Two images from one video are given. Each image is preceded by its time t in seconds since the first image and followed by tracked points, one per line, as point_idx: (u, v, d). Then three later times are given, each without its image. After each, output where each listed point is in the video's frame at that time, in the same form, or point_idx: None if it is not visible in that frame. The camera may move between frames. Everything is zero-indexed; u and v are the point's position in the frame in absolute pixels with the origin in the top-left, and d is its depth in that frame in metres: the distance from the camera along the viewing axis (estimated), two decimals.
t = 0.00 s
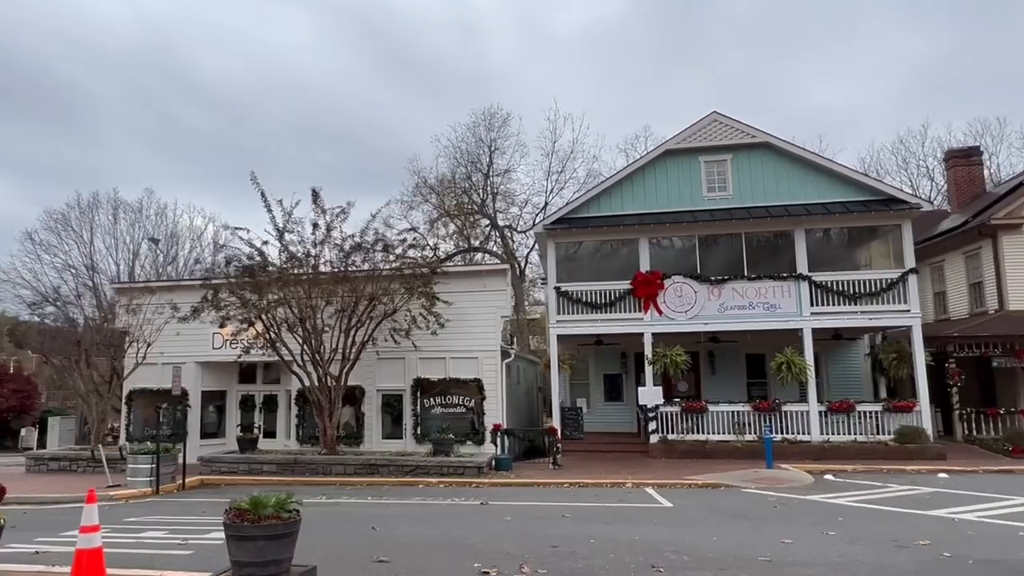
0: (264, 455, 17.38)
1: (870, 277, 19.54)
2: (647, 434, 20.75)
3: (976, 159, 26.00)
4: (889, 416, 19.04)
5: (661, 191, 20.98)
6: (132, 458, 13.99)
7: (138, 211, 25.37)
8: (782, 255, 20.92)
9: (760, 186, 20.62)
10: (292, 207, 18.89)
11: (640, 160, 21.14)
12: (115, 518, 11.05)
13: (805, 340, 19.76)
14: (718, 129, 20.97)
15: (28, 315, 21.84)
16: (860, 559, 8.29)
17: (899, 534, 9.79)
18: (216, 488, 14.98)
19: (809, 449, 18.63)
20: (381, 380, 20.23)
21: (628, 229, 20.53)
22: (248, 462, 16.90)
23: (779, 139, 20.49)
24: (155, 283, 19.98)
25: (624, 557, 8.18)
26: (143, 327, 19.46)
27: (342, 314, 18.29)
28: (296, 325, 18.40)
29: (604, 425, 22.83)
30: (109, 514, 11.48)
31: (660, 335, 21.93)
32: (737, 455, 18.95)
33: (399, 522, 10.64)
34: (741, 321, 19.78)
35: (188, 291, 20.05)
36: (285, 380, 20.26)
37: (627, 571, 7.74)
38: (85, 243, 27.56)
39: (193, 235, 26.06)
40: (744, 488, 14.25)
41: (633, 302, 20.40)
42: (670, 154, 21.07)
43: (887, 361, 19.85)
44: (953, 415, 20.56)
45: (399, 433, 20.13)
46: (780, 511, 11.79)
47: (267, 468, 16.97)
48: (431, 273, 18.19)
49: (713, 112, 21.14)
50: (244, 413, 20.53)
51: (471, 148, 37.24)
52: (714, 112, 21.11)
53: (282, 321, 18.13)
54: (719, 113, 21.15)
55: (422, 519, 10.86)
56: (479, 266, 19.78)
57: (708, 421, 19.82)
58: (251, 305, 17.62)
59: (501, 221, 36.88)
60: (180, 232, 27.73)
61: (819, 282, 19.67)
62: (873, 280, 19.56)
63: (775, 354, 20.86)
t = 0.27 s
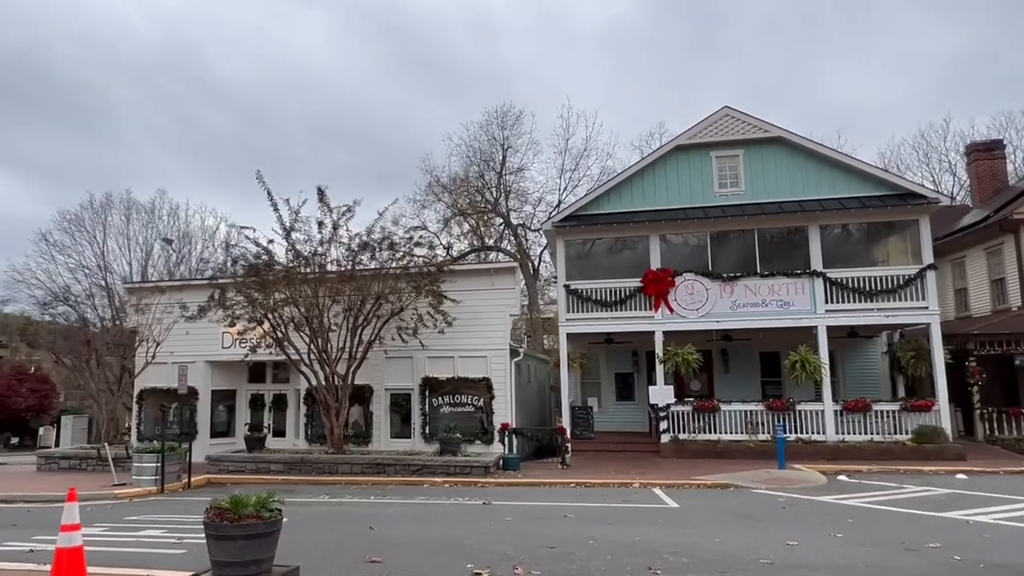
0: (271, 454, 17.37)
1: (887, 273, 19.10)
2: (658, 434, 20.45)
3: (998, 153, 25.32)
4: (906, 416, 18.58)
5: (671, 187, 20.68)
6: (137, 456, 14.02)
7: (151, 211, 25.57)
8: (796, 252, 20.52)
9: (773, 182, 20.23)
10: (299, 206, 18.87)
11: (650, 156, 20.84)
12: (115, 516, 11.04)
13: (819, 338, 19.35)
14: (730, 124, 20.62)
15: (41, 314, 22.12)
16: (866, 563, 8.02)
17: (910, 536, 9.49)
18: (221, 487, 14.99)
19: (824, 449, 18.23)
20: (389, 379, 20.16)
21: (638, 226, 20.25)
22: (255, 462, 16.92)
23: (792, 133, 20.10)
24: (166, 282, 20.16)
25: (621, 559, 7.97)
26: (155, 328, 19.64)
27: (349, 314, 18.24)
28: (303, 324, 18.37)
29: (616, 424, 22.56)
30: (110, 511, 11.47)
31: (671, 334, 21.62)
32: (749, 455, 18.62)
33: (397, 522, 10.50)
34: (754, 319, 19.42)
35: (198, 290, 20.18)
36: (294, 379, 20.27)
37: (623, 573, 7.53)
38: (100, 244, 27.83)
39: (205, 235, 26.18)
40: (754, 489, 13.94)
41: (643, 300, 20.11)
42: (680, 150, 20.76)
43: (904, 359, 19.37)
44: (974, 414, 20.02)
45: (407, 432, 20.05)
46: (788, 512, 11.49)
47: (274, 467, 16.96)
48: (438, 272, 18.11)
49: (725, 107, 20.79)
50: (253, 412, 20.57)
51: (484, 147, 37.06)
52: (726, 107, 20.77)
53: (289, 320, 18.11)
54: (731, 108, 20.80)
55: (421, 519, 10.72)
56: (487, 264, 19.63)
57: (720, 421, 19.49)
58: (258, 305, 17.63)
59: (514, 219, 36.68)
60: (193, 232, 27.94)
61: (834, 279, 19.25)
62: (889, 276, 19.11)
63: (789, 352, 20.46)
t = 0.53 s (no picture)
0: (266, 454, 17.34)
1: (888, 271, 18.86)
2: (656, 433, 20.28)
3: (1004, 150, 24.99)
4: (908, 416, 18.35)
5: (670, 185, 20.51)
6: (129, 455, 14.03)
7: (151, 211, 25.64)
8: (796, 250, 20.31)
9: (772, 179, 20.04)
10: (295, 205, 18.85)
11: (648, 153, 20.69)
12: (102, 515, 11.03)
13: (819, 337, 19.14)
14: (729, 121, 20.44)
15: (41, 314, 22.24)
16: (854, 565, 7.86)
17: (902, 537, 9.33)
18: (214, 487, 14.96)
19: (824, 449, 18.03)
20: (387, 379, 20.10)
21: (636, 224, 20.10)
22: (249, 461, 16.89)
23: (792, 130, 19.90)
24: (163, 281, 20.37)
25: (603, 561, 7.84)
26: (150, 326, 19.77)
27: (345, 313, 18.19)
28: (298, 323, 18.33)
29: (615, 424, 22.42)
30: (98, 511, 11.47)
31: (670, 333, 21.46)
32: (748, 455, 18.44)
33: (383, 522, 10.42)
34: (753, 318, 19.23)
35: (193, 289, 20.34)
36: (291, 379, 20.24)
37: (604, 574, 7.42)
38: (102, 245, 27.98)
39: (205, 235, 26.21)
40: (750, 489, 13.77)
41: (641, 298, 19.95)
42: (679, 147, 20.60)
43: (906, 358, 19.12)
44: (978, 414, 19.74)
45: (404, 432, 19.98)
46: (781, 512, 11.33)
47: (269, 467, 16.92)
48: (433, 270, 18.04)
49: (724, 104, 20.61)
50: (251, 412, 20.54)
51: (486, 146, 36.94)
52: (725, 103, 20.58)
53: (285, 319, 18.08)
54: (730, 105, 20.61)
55: (408, 519, 10.62)
56: (484, 263, 19.54)
57: (719, 420, 19.31)
58: (253, 303, 17.61)
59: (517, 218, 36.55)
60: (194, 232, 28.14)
61: (835, 278, 19.03)
62: (891, 274, 18.87)
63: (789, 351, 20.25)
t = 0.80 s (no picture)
0: (231, 455, 17.19)
1: (851, 273, 19.14)
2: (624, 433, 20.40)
3: (965, 154, 25.49)
4: (870, 415, 18.64)
5: (639, 186, 20.65)
6: (87, 457, 13.83)
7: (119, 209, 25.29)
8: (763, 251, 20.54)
9: (739, 181, 20.25)
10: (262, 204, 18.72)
11: (617, 154, 20.81)
12: (54, 518, 10.87)
13: (784, 337, 19.39)
14: (697, 122, 20.63)
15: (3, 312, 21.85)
16: (801, 565, 7.98)
17: (852, 536, 9.49)
18: (175, 488, 14.80)
19: (787, 448, 18.27)
20: (355, 379, 20.01)
21: (604, 224, 20.20)
22: (214, 462, 16.74)
23: (758, 132, 20.12)
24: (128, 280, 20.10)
25: (554, 562, 7.88)
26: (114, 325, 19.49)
27: (312, 312, 18.09)
28: (265, 323, 18.19)
29: (584, 424, 22.52)
30: (52, 514, 11.30)
31: (639, 333, 21.60)
32: (714, 454, 18.63)
33: (339, 523, 10.38)
34: (719, 318, 19.42)
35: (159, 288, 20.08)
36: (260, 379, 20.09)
37: None
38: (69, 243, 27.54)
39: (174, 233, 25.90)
40: (711, 489, 13.91)
41: (610, 299, 20.04)
42: (647, 148, 20.74)
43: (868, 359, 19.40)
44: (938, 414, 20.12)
45: (373, 433, 19.92)
46: (738, 512, 11.47)
47: (233, 468, 16.77)
48: (401, 270, 18.03)
49: (692, 106, 20.79)
50: (219, 412, 20.33)
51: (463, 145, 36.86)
52: (693, 105, 20.76)
53: (250, 319, 17.94)
54: (698, 107, 20.80)
55: (365, 520, 10.59)
56: (453, 262, 19.54)
57: (685, 420, 19.48)
58: (218, 302, 17.46)
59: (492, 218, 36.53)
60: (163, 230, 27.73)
61: (800, 279, 19.28)
62: (854, 276, 19.16)
63: (754, 351, 20.48)
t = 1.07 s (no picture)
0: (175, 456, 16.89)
1: (793, 275, 19.70)
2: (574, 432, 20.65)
3: (903, 162, 26.45)
4: (809, 414, 19.23)
5: (590, 188, 20.90)
6: (20, 459, 13.45)
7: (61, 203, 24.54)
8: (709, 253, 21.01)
9: (687, 184, 20.66)
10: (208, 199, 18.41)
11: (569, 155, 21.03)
12: None
13: (728, 337, 19.87)
14: (647, 125, 20.99)
15: None
16: (727, 561, 8.24)
17: (780, 533, 9.82)
18: (114, 491, 14.48)
19: (730, 447, 18.74)
20: (305, 379, 19.83)
21: (556, 225, 20.39)
22: (156, 464, 16.43)
23: (705, 136, 20.55)
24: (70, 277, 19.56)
25: (487, 562, 7.99)
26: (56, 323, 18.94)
27: (259, 310, 17.86)
28: (211, 321, 17.89)
29: (535, 424, 22.71)
30: None
31: (589, 333, 21.87)
32: (660, 453, 18.99)
33: (278, 525, 10.31)
34: (667, 319, 19.81)
35: (101, 285, 19.57)
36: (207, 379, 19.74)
37: None
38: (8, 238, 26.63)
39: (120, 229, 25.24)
40: (653, 487, 14.20)
41: (560, 299, 20.25)
42: (599, 150, 21.02)
43: (808, 359, 20.00)
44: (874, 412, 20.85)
45: (322, 433, 19.76)
46: (675, 510, 11.75)
47: (177, 469, 16.48)
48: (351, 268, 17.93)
49: (642, 109, 21.13)
50: (165, 413, 19.91)
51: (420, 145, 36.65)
52: (643, 109, 21.11)
53: (196, 317, 17.63)
54: (648, 110, 21.15)
55: (305, 522, 10.55)
56: (404, 262, 19.50)
57: (633, 419, 19.80)
58: (162, 299, 17.12)
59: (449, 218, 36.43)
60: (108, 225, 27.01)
61: (744, 281, 19.77)
62: (795, 278, 19.72)
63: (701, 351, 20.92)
